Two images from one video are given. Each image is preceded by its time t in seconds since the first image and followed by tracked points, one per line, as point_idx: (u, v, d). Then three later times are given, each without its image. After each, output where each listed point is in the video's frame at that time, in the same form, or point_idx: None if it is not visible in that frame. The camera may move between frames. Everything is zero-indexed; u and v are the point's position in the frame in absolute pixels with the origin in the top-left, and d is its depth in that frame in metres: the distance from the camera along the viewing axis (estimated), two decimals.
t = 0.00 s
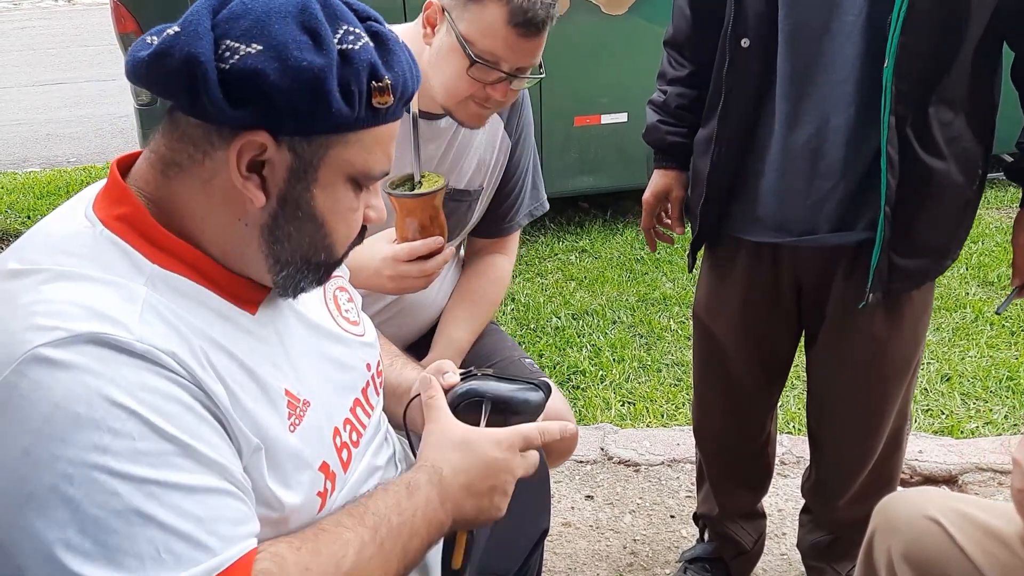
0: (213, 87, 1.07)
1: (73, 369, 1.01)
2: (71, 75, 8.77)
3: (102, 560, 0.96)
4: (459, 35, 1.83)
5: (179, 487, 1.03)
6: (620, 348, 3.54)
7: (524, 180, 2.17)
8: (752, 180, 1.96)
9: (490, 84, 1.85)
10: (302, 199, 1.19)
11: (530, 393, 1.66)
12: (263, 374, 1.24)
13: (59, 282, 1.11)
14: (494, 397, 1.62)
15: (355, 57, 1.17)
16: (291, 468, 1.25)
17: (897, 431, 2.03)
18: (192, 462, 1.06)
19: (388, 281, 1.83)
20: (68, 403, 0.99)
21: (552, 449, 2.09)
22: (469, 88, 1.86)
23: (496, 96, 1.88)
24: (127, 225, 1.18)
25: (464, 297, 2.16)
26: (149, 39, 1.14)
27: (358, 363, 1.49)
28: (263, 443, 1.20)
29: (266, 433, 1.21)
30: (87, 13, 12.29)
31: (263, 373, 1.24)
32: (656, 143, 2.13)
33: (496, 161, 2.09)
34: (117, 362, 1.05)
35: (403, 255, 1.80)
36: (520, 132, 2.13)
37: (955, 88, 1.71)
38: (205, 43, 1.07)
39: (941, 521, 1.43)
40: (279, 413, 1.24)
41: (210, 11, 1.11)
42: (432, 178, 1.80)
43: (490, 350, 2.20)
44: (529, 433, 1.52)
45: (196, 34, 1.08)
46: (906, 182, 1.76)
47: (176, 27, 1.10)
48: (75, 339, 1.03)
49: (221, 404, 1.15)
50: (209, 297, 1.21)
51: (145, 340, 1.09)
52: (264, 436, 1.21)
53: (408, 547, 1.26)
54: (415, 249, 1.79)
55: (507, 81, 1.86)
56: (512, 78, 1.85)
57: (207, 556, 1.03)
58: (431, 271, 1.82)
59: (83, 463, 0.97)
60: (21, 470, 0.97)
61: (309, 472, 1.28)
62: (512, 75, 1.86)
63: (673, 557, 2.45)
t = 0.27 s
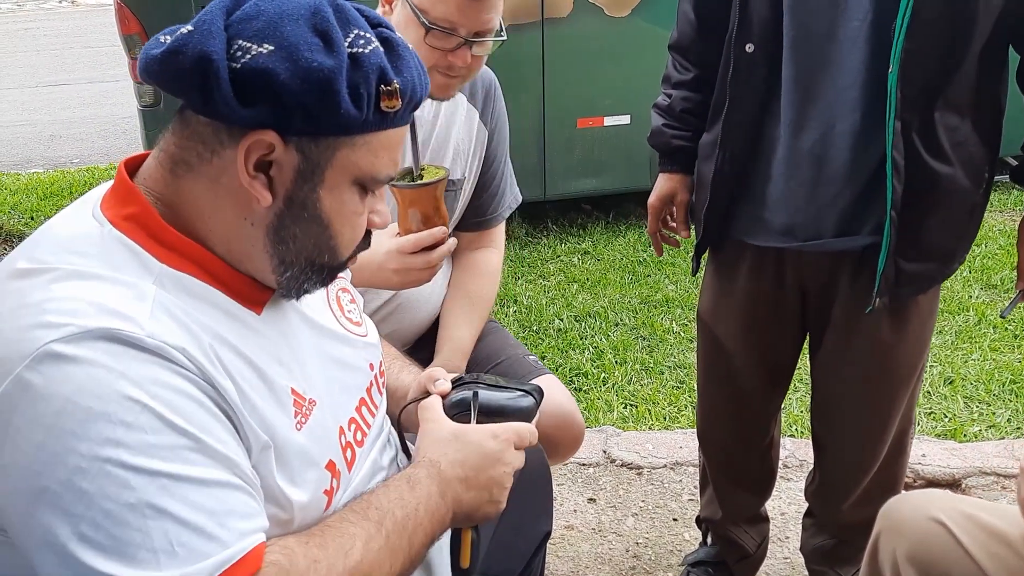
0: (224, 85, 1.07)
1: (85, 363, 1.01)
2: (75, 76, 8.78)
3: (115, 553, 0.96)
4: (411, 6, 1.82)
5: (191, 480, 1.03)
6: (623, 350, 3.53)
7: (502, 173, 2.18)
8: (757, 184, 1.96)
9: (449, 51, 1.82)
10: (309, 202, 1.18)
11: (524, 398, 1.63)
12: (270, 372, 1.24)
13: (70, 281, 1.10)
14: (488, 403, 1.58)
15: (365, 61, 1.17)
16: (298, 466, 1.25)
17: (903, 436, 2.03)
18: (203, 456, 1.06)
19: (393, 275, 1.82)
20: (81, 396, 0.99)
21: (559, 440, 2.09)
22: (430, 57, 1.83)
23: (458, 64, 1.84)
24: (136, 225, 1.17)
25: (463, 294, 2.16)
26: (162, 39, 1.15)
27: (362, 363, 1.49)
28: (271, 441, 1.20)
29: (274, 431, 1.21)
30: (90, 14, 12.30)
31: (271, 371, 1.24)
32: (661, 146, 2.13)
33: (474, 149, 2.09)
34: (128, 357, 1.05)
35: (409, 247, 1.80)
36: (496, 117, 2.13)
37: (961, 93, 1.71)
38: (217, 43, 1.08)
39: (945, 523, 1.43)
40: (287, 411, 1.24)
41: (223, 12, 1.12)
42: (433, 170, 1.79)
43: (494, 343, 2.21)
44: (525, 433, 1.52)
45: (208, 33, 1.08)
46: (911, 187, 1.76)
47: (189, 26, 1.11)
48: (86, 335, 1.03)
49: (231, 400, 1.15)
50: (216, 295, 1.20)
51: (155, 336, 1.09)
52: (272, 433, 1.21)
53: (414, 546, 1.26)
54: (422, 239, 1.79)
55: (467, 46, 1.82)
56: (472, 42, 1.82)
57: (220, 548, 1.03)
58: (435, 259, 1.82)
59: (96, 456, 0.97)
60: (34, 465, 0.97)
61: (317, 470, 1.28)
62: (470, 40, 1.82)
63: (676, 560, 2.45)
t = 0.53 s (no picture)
0: (229, 87, 1.09)
1: (89, 363, 1.04)
2: (80, 78, 8.81)
3: (120, 550, 0.99)
4: None
5: (194, 478, 1.06)
6: (624, 351, 3.55)
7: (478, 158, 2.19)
8: (758, 186, 1.98)
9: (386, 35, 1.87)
10: (310, 208, 1.21)
11: (527, 404, 1.64)
12: (273, 372, 1.26)
13: (76, 283, 1.13)
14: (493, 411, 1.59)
15: (368, 63, 1.19)
16: (301, 465, 1.27)
17: (902, 436, 2.05)
18: (206, 454, 1.09)
19: (391, 268, 1.86)
20: (85, 396, 1.02)
21: (556, 435, 2.12)
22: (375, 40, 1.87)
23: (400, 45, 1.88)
24: (139, 226, 1.20)
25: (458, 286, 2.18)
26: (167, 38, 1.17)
27: (365, 364, 1.51)
28: (274, 440, 1.23)
29: (277, 429, 1.23)
30: (93, 16, 12.33)
31: (273, 370, 1.26)
32: (662, 150, 2.15)
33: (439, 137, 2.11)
34: (131, 357, 1.07)
35: (405, 241, 1.82)
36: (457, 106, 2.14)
37: (959, 97, 1.73)
38: (222, 45, 1.10)
39: (946, 521, 1.46)
40: (290, 411, 1.26)
41: (228, 14, 1.14)
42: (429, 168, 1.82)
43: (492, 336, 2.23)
44: (529, 442, 1.57)
45: (213, 35, 1.10)
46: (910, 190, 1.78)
47: (194, 28, 1.13)
48: (91, 337, 1.06)
49: (232, 400, 1.17)
50: (218, 295, 1.23)
51: (157, 337, 1.11)
52: (275, 432, 1.23)
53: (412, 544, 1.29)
54: (418, 235, 1.81)
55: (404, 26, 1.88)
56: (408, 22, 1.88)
57: (224, 545, 1.06)
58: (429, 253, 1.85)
59: (100, 456, 1.00)
60: (40, 464, 1.00)
61: (320, 468, 1.30)
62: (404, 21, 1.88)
63: (676, 560, 2.47)
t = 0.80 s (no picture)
0: (224, 96, 1.08)
1: (84, 375, 1.02)
2: (86, 79, 8.82)
3: (114, 566, 0.97)
4: None
5: (191, 492, 1.04)
6: (629, 352, 3.53)
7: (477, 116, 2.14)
8: (761, 187, 1.95)
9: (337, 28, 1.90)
10: (307, 214, 1.19)
11: (510, 376, 1.62)
12: (271, 382, 1.24)
13: (71, 293, 1.11)
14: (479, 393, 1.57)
15: (365, 68, 1.17)
16: (300, 476, 1.25)
17: (909, 441, 2.02)
18: (203, 467, 1.07)
19: (386, 266, 1.84)
20: (80, 409, 1.00)
21: (553, 436, 2.10)
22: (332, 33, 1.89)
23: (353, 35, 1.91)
24: (135, 235, 1.18)
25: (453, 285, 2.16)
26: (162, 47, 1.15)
27: (365, 372, 1.49)
28: (273, 451, 1.21)
29: (275, 439, 1.21)
30: (99, 17, 12.36)
31: (270, 380, 1.24)
32: (663, 150, 2.13)
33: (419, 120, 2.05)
34: (126, 369, 1.05)
35: (398, 240, 1.80)
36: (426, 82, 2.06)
37: (966, 97, 1.70)
38: (216, 53, 1.08)
39: (953, 522, 1.43)
40: (288, 421, 1.24)
41: (222, 22, 1.12)
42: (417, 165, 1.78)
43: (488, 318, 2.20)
44: (514, 415, 1.47)
45: (207, 43, 1.08)
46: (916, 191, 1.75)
47: (188, 37, 1.11)
48: (85, 348, 1.04)
49: (230, 411, 1.15)
50: (216, 304, 1.21)
51: (153, 348, 1.09)
52: (273, 443, 1.21)
53: (414, 551, 1.25)
54: (411, 232, 1.79)
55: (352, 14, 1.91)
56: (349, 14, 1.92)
57: (221, 561, 1.03)
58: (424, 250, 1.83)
59: (95, 469, 0.98)
60: (34, 476, 0.98)
61: (319, 479, 1.28)
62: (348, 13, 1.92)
63: (681, 564, 2.44)
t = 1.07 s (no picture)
0: (238, 98, 1.08)
1: (94, 377, 1.02)
2: (94, 80, 8.86)
3: (122, 568, 0.98)
4: None
5: (199, 494, 1.04)
6: (636, 352, 3.53)
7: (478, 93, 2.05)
8: (768, 186, 1.95)
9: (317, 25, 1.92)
10: (319, 217, 1.20)
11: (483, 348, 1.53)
12: (280, 382, 1.24)
13: (83, 294, 1.12)
14: (461, 371, 1.49)
15: (380, 72, 1.17)
16: (306, 477, 1.25)
17: (916, 441, 2.01)
18: (211, 470, 1.07)
19: (395, 265, 1.84)
20: (90, 410, 1.00)
21: (564, 435, 2.10)
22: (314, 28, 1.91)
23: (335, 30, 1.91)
24: (147, 237, 1.19)
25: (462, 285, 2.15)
26: (178, 46, 1.15)
27: (374, 374, 1.49)
28: (280, 453, 1.21)
29: (283, 440, 1.21)
30: (107, 18, 12.41)
31: (279, 380, 1.24)
32: (668, 148, 2.13)
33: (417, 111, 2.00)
34: (136, 370, 1.05)
35: (407, 238, 1.80)
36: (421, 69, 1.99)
37: (974, 94, 1.69)
38: (232, 55, 1.08)
39: (963, 523, 1.42)
40: (298, 423, 1.25)
41: (237, 23, 1.12)
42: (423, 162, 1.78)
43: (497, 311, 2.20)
44: (494, 384, 1.40)
45: (223, 45, 1.09)
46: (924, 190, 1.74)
47: (204, 38, 1.11)
48: (95, 349, 1.04)
49: (239, 413, 1.15)
50: (229, 306, 1.22)
51: (163, 350, 1.09)
52: (281, 445, 1.21)
53: (417, 540, 1.24)
54: (419, 229, 1.79)
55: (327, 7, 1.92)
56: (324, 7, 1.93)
57: (227, 564, 1.04)
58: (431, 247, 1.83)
59: (104, 471, 0.98)
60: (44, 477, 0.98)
61: (326, 481, 1.29)
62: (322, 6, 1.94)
63: (688, 564, 2.44)
